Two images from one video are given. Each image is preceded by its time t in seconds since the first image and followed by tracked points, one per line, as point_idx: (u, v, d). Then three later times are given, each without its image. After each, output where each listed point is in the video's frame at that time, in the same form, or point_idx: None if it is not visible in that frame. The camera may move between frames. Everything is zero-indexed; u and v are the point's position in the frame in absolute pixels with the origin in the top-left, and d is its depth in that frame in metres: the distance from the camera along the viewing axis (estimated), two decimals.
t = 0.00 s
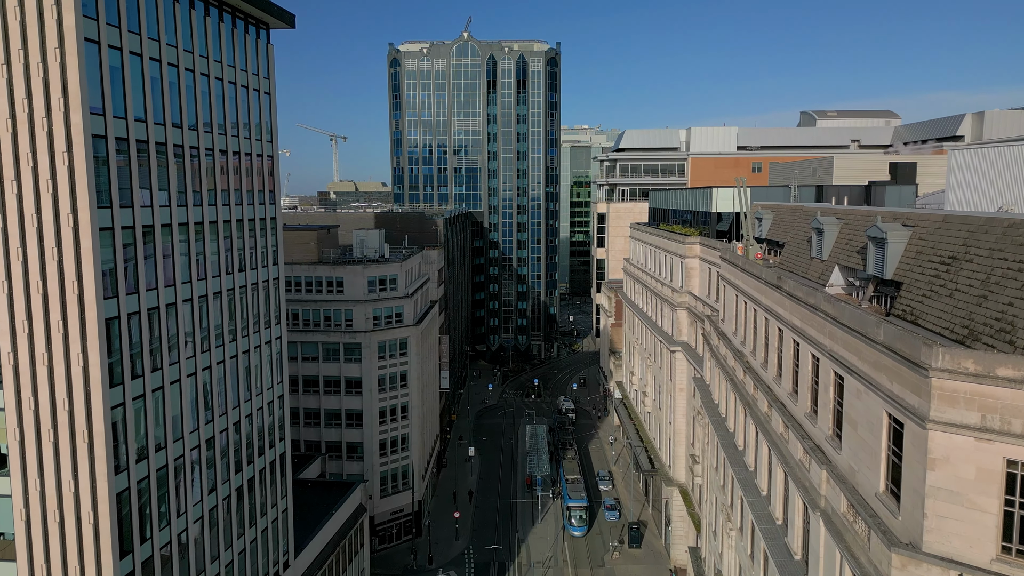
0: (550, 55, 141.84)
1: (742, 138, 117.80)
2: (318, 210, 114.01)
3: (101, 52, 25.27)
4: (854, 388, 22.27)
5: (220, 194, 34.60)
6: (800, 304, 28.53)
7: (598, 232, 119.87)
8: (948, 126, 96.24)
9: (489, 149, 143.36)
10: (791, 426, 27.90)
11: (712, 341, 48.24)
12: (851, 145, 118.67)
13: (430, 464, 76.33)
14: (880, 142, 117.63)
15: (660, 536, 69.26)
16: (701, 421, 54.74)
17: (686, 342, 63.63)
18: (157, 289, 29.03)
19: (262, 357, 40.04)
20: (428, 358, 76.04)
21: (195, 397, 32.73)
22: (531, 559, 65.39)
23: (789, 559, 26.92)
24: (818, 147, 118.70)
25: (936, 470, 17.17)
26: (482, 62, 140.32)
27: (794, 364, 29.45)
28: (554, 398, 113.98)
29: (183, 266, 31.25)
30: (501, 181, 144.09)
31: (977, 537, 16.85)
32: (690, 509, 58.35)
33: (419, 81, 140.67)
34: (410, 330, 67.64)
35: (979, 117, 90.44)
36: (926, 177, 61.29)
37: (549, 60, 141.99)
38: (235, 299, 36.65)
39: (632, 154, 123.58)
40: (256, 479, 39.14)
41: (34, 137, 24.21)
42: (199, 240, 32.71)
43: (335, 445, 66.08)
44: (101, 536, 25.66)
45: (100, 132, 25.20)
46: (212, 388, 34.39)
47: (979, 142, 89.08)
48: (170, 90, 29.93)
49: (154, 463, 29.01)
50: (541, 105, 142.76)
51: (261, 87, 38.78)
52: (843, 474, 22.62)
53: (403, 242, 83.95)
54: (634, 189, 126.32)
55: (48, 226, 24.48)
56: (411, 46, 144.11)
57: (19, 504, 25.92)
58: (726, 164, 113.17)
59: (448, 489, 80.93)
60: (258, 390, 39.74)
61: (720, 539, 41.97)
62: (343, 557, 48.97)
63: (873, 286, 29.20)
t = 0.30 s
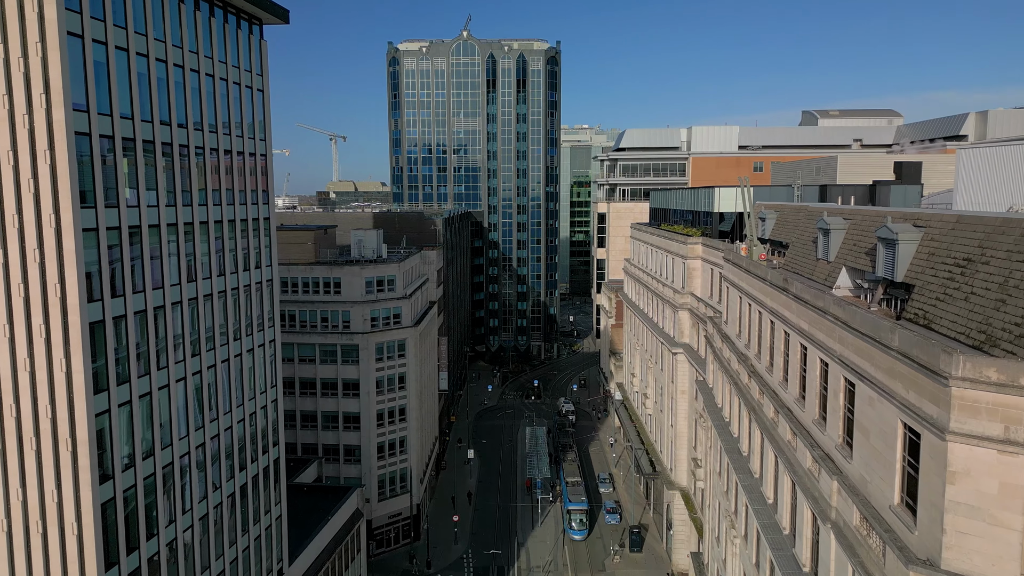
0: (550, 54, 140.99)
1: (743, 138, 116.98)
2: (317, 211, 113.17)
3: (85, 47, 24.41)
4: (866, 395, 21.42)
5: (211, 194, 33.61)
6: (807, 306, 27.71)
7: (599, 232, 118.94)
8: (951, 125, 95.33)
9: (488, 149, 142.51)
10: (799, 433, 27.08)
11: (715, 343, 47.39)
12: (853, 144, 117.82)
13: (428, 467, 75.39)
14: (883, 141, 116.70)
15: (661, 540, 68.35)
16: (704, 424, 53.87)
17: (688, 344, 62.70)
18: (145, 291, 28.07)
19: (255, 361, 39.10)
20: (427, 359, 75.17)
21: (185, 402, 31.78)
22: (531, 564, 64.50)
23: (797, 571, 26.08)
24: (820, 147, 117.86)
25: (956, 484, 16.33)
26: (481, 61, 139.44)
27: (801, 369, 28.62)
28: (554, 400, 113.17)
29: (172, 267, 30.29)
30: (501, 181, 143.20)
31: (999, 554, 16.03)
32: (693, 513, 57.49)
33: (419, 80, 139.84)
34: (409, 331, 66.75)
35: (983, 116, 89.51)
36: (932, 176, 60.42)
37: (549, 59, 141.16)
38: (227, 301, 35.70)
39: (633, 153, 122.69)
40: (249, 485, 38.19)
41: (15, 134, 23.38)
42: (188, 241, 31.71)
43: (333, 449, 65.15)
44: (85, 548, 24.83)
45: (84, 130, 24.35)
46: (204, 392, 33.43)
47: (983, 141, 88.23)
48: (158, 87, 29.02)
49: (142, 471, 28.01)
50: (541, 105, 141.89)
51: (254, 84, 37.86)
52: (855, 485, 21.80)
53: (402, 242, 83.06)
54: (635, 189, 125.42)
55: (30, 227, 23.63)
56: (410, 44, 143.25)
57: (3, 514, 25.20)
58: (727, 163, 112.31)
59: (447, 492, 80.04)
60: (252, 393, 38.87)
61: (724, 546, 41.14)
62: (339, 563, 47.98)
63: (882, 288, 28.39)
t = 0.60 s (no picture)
0: (550, 53, 140.15)
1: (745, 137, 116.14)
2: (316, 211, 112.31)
3: (68, 41, 23.56)
4: (880, 403, 20.61)
5: (202, 194, 32.61)
6: (815, 309, 26.90)
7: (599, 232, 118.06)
8: (955, 124, 94.42)
9: (488, 148, 141.63)
10: (808, 441, 26.22)
11: (718, 345, 46.55)
12: (856, 144, 116.99)
13: (427, 470, 74.46)
14: (885, 140, 115.75)
15: (663, 544, 67.49)
16: (707, 428, 53.01)
17: (690, 346, 61.82)
18: (131, 294, 27.09)
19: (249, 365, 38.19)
20: (426, 361, 74.35)
21: (175, 408, 30.79)
22: (531, 568, 63.67)
23: None
24: (822, 146, 117.07)
25: (980, 500, 15.47)
26: (481, 60, 138.51)
27: (809, 375, 27.77)
28: (554, 401, 112.36)
29: (160, 270, 29.31)
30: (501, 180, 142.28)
31: None
32: (695, 518, 56.65)
33: (418, 79, 138.98)
34: (407, 333, 65.90)
35: (987, 115, 88.60)
36: (937, 176, 59.52)
37: (549, 58, 140.32)
38: (219, 304, 34.79)
39: (633, 153, 121.87)
40: (242, 492, 37.27)
41: None
42: (177, 242, 30.69)
43: (330, 452, 64.25)
44: (69, 561, 24.01)
45: (67, 127, 23.51)
46: (194, 396, 32.40)
47: (987, 140, 87.42)
48: (145, 83, 28.09)
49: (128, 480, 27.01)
50: (541, 104, 141.00)
51: (247, 81, 36.92)
52: (869, 497, 20.98)
53: (400, 243, 82.22)
54: (636, 189, 124.55)
55: (11, 228, 22.75)
56: (409, 43, 142.35)
57: None
58: (729, 163, 111.66)
59: (446, 495, 79.21)
60: (245, 398, 37.90)
61: (728, 553, 40.29)
62: (336, 570, 47.09)
63: (893, 291, 27.54)
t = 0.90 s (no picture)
0: (550, 52, 139.32)
1: (746, 137, 115.30)
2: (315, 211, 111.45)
3: (49, 35, 22.76)
4: (895, 413, 19.78)
5: (192, 194, 31.54)
6: (824, 313, 26.05)
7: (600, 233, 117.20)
8: (959, 123, 93.50)
9: (488, 148, 140.75)
10: (817, 450, 25.38)
11: (722, 348, 45.66)
12: (858, 143, 116.15)
13: (426, 473, 73.61)
14: (888, 140, 114.81)
15: (665, 548, 66.66)
16: (710, 432, 52.13)
17: (692, 348, 60.96)
18: (116, 297, 26.13)
19: (243, 368, 37.27)
20: (424, 363, 73.44)
21: (164, 416, 29.73)
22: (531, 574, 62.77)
23: None
24: (823, 146, 116.21)
25: (1006, 519, 14.59)
26: (480, 60, 137.60)
27: (818, 381, 26.92)
28: (554, 403, 111.46)
29: (148, 272, 28.33)
30: (501, 180, 141.38)
31: None
32: (698, 523, 55.75)
33: (417, 78, 138.14)
34: (405, 335, 65.00)
35: (992, 114, 87.67)
36: (943, 176, 58.61)
37: (549, 57, 139.49)
38: (212, 306, 33.81)
39: (634, 152, 120.98)
40: (233, 501, 36.06)
41: None
42: (165, 244, 29.63)
43: (327, 455, 63.40)
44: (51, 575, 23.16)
45: (47, 124, 22.69)
46: (183, 403, 31.27)
47: (991, 140, 86.54)
48: (131, 78, 27.17)
49: (113, 491, 26.01)
50: (541, 103, 140.11)
51: (239, 78, 35.95)
52: (884, 511, 20.15)
53: (398, 243, 81.34)
54: (637, 189, 123.64)
55: None
56: (409, 42, 141.46)
57: None
58: (731, 163, 112.50)
59: (445, 499, 78.35)
60: (237, 403, 36.73)
61: (732, 562, 39.36)
62: None
63: (906, 294, 26.66)
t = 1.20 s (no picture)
0: (550, 51, 138.44)
1: (748, 136, 114.41)
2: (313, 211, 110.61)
3: (28, 28, 21.93)
4: (913, 425, 18.89)
5: (181, 194, 30.49)
6: (834, 317, 25.15)
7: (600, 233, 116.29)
8: (963, 123, 92.50)
9: (488, 148, 139.82)
10: (828, 460, 24.52)
11: (726, 352, 44.77)
12: (860, 143, 115.16)
13: (424, 476, 72.78)
14: (891, 140, 113.81)
15: (666, 554, 65.77)
16: (712, 436, 51.28)
17: (695, 351, 60.14)
18: (99, 302, 25.20)
19: (236, 373, 36.32)
20: (423, 365, 72.49)
21: (151, 424, 28.67)
22: None
23: None
24: (826, 145, 115.31)
25: None
26: (480, 59, 136.70)
27: (827, 388, 26.05)
28: (555, 405, 110.57)
29: (135, 276, 27.39)
30: (500, 180, 140.48)
31: None
32: (700, 528, 54.85)
33: (417, 77, 137.29)
34: (403, 337, 64.08)
35: (996, 113, 86.69)
36: (949, 176, 57.65)
37: (549, 56, 138.60)
38: (203, 309, 32.82)
39: (635, 152, 120.13)
40: (224, 511, 34.91)
41: None
42: (152, 246, 28.58)
43: (324, 459, 62.50)
44: None
45: (25, 121, 21.88)
46: (171, 410, 30.13)
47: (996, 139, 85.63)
48: (116, 74, 26.25)
49: (97, 502, 25.09)
50: (541, 103, 139.20)
51: (230, 75, 34.93)
52: (900, 527, 19.30)
53: (397, 244, 80.41)
54: (638, 189, 122.72)
55: None
56: (408, 41, 140.50)
57: None
58: (733, 163, 112.92)
59: (444, 503, 77.49)
60: (228, 409, 35.56)
61: (737, 570, 38.48)
62: None
63: (918, 298, 25.78)
